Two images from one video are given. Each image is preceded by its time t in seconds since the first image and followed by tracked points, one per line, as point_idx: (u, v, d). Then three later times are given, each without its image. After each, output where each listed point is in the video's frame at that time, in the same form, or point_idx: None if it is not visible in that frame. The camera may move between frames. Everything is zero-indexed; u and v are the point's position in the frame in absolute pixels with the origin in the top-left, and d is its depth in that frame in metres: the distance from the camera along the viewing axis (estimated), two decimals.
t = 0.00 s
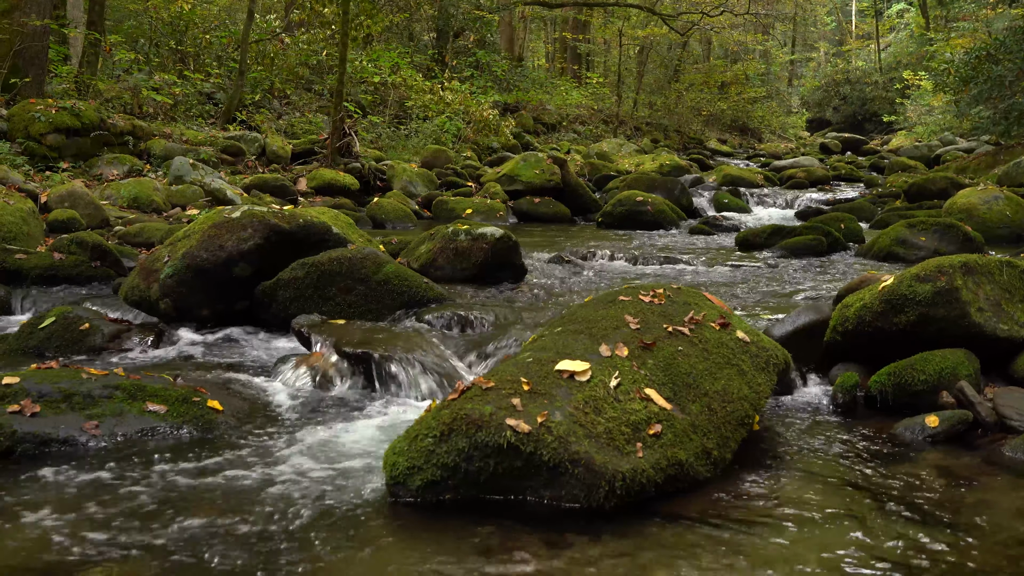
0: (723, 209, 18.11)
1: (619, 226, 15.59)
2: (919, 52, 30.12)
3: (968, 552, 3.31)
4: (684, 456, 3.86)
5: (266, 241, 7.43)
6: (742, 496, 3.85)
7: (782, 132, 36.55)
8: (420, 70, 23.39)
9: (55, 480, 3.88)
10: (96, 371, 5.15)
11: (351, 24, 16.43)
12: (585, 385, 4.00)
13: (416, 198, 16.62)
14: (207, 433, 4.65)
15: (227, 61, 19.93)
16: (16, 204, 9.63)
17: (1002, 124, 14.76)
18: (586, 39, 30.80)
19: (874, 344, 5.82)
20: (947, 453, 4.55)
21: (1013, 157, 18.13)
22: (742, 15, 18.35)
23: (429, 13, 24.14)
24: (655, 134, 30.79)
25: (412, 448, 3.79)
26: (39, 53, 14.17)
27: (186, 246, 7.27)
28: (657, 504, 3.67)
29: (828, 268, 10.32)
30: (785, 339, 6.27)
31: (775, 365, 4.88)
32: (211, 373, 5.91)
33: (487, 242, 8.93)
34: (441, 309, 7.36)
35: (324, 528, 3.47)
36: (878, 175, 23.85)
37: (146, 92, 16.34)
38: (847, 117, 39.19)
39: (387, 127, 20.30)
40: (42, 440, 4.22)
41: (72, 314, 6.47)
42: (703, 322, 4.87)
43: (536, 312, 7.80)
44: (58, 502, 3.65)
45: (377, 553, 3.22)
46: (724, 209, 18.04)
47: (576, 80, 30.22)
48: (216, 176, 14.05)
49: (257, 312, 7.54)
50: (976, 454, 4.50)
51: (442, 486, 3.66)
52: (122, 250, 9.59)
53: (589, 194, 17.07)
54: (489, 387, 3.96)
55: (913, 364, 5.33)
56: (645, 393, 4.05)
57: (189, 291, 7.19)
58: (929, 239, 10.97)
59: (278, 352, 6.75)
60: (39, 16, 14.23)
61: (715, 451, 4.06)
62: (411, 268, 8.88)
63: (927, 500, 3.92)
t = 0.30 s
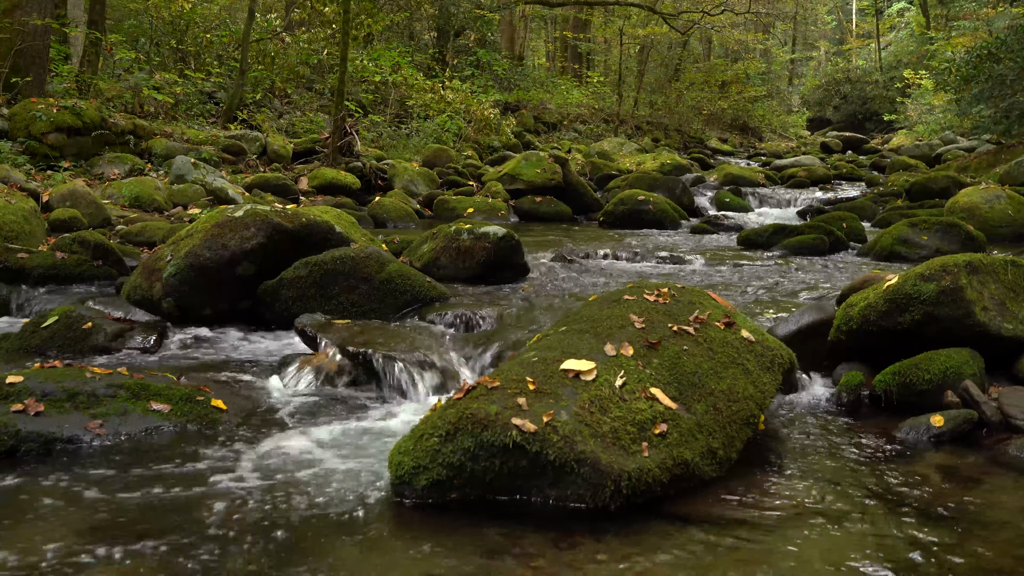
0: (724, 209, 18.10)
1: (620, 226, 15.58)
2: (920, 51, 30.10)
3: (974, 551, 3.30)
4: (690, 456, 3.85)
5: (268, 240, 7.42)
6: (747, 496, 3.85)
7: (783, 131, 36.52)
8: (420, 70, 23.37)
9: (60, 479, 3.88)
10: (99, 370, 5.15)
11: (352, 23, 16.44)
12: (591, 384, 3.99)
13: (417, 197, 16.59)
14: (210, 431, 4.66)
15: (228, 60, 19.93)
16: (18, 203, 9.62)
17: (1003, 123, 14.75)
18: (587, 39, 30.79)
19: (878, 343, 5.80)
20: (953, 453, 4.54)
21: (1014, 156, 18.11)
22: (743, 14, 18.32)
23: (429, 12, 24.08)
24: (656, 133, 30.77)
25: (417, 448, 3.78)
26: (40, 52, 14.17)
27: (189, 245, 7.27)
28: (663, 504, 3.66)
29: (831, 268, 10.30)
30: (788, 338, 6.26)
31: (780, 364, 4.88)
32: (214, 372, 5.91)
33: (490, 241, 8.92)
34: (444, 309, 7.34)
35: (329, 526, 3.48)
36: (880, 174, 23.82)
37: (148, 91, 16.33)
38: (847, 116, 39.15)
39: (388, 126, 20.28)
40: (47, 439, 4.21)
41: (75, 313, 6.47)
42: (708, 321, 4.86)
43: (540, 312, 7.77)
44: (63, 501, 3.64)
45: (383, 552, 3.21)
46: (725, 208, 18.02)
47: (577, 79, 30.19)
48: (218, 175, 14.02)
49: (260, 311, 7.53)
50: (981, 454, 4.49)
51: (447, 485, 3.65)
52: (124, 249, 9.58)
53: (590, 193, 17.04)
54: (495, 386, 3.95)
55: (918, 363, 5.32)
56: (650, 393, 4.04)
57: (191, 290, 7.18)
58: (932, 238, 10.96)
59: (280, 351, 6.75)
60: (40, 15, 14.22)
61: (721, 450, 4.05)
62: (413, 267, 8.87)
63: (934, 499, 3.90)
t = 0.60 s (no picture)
0: (725, 208, 18.08)
1: (621, 225, 15.57)
2: (920, 50, 30.09)
3: (984, 551, 3.29)
4: (696, 456, 3.84)
5: (271, 239, 7.41)
6: (753, 495, 3.84)
7: (783, 130, 36.51)
8: (421, 69, 23.38)
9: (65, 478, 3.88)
10: (103, 369, 5.14)
11: (352, 23, 16.43)
12: (596, 384, 3.98)
13: (418, 196, 16.58)
14: (214, 429, 4.66)
15: (228, 60, 19.93)
16: (19, 202, 9.60)
17: (1003, 122, 14.76)
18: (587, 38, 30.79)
19: (882, 342, 5.80)
20: (957, 452, 4.53)
21: (1015, 156, 18.11)
22: (744, 14, 18.33)
23: (429, 11, 24.06)
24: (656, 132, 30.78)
25: (423, 447, 3.77)
26: (41, 51, 14.17)
27: (191, 244, 7.26)
28: (669, 504, 3.65)
29: (833, 267, 10.28)
30: (792, 337, 6.25)
31: (785, 363, 4.86)
32: (217, 371, 5.91)
33: (492, 240, 8.90)
34: (447, 307, 7.33)
35: (335, 525, 3.47)
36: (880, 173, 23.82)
37: (149, 91, 16.30)
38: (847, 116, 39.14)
39: (389, 125, 20.28)
40: (50, 439, 4.20)
41: (77, 312, 6.46)
42: (712, 319, 4.86)
43: (543, 311, 7.75)
44: (69, 500, 3.64)
45: (390, 552, 3.20)
46: (727, 208, 18.01)
47: (577, 79, 30.20)
48: (219, 174, 13.98)
49: (262, 311, 7.53)
50: (986, 453, 4.48)
51: (452, 484, 3.64)
52: (126, 248, 9.58)
53: (591, 192, 17.01)
54: (500, 386, 3.94)
55: (923, 362, 5.30)
56: (655, 392, 4.03)
57: (194, 290, 7.17)
58: (933, 237, 10.96)
59: (283, 351, 6.73)
60: (41, 14, 14.21)
61: (727, 449, 4.04)
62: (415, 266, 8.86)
63: (941, 499, 3.89)
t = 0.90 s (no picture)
0: (726, 207, 18.07)
1: (622, 224, 15.57)
2: (920, 49, 30.08)
3: (990, 551, 3.28)
4: (702, 455, 3.83)
5: (274, 239, 7.40)
6: (760, 494, 3.83)
7: (783, 129, 36.52)
8: (421, 68, 23.36)
9: (70, 479, 3.87)
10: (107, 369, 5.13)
11: (353, 22, 16.42)
12: (601, 383, 3.97)
13: (419, 196, 16.58)
14: (218, 430, 4.64)
15: (229, 60, 19.93)
16: (20, 202, 9.60)
17: (1004, 120, 14.74)
18: (587, 38, 30.82)
19: (886, 341, 5.79)
20: (963, 451, 4.52)
21: (1016, 154, 18.11)
22: (744, 13, 18.33)
23: (429, 11, 24.06)
24: (656, 131, 30.77)
25: (429, 446, 3.76)
26: (42, 51, 14.20)
27: (193, 244, 7.25)
28: (675, 503, 3.64)
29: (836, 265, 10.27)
30: (796, 335, 6.24)
31: (790, 362, 4.85)
32: (220, 371, 5.89)
33: (494, 239, 8.89)
34: (449, 307, 7.32)
35: (342, 525, 3.46)
36: (881, 172, 23.82)
37: (149, 91, 16.26)
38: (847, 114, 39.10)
39: (389, 125, 20.27)
40: (54, 439, 4.19)
41: (80, 313, 6.45)
42: (717, 319, 4.85)
43: (546, 310, 7.73)
44: (73, 501, 3.62)
45: (396, 552, 3.19)
46: (728, 207, 18.00)
47: (577, 78, 30.20)
48: (219, 174, 13.96)
49: (264, 310, 7.52)
50: (992, 452, 4.47)
51: (458, 484, 3.64)
52: (127, 249, 9.57)
53: (592, 191, 17.01)
54: (505, 385, 3.94)
55: (928, 361, 5.29)
56: (661, 392, 4.02)
57: (196, 290, 7.17)
58: (935, 236, 10.95)
59: (286, 350, 6.72)
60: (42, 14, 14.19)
61: (733, 449, 4.03)
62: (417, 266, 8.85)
63: (947, 499, 3.88)
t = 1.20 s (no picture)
0: (727, 206, 18.04)
1: (623, 223, 15.56)
2: (920, 48, 30.08)
3: (997, 551, 3.27)
4: (708, 455, 3.82)
5: (276, 238, 7.39)
6: (766, 494, 3.83)
7: (784, 128, 36.51)
8: (422, 67, 23.34)
9: (72, 478, 3.87)
10: (110, 368, 5.12)
11: (353, 21, 16.41)
12: (607, 382, 3.97)
13: (419, 195, 16.58)
14: (221, 429, 4.63)
15: (229, 59, 19.92)
16: (22, 202, 9.58)
17: (1004, 120, 14.72)
18: (587, 37, 30.83)
19: (890, 340, 5.78)
20: (968, 450, 4.51)
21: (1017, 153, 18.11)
22: (744, 11, 18.34)
23: (430, 10, 24.04)
24: (657, 131, 30.75)
25: (434, 446, 3.75)
26: (43, 51, 14.23)
27: (196, 244, 7.24)
28: (681, 503, 3.63)
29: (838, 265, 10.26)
30: (800, 335, 6.24)
31: (794, 361, 4.84)
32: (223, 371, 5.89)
33: (496, 238, 8.89)
34: (452, 306, 7.31)
35: (346, 525, 3.45)
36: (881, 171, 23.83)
37: (149, 91, 16.15)
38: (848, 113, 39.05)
39: (390, 124, 20.25)
40: (58, 439, 4.19)
41: (82, 312, 6.43)
42: (721, 318, 4.83)
43: (549, 310, 7.73)
44: (76, 500, 3.62)
45: (401, 552, 3.19)
46: (728, 206, 18.00)
47: (578, 77, 30.19)
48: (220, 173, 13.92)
49: (267, 310, 7.51)
50: (997, 451, 4.47)
51: (463, 484, 3.62)
52: (129, 248, 9.56)
53: (593, 190, 16.98)
54: (510, 385, 3.93)
55: (932, 360, 5.29)
56: (667, 391, 4.01)
57: (199, 289, 7.16)
58: (937, 235, 10.94)
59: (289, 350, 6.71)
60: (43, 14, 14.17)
61: (738, 448, 4.02)
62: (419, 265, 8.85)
63: (953, 498, 3.87)
